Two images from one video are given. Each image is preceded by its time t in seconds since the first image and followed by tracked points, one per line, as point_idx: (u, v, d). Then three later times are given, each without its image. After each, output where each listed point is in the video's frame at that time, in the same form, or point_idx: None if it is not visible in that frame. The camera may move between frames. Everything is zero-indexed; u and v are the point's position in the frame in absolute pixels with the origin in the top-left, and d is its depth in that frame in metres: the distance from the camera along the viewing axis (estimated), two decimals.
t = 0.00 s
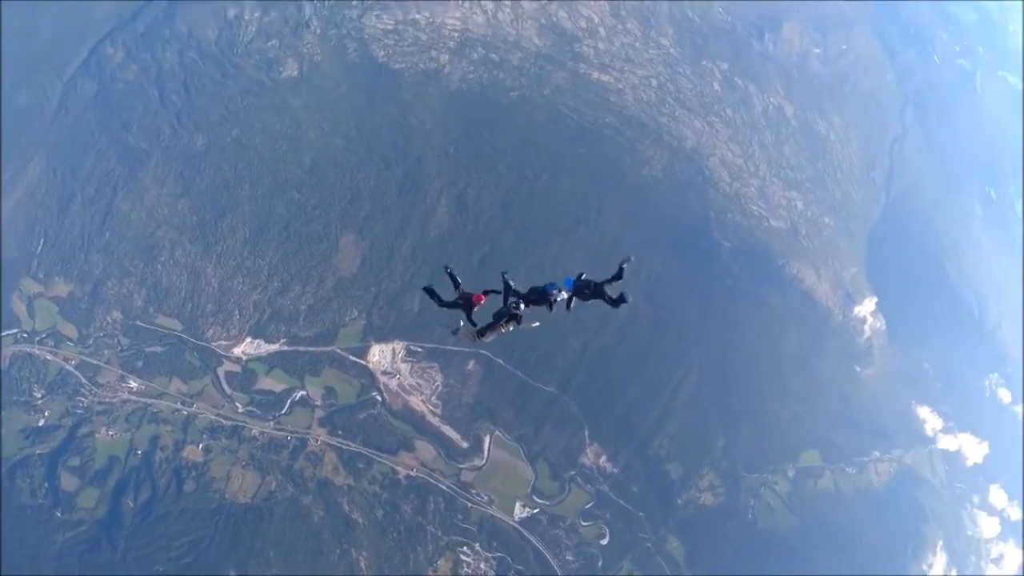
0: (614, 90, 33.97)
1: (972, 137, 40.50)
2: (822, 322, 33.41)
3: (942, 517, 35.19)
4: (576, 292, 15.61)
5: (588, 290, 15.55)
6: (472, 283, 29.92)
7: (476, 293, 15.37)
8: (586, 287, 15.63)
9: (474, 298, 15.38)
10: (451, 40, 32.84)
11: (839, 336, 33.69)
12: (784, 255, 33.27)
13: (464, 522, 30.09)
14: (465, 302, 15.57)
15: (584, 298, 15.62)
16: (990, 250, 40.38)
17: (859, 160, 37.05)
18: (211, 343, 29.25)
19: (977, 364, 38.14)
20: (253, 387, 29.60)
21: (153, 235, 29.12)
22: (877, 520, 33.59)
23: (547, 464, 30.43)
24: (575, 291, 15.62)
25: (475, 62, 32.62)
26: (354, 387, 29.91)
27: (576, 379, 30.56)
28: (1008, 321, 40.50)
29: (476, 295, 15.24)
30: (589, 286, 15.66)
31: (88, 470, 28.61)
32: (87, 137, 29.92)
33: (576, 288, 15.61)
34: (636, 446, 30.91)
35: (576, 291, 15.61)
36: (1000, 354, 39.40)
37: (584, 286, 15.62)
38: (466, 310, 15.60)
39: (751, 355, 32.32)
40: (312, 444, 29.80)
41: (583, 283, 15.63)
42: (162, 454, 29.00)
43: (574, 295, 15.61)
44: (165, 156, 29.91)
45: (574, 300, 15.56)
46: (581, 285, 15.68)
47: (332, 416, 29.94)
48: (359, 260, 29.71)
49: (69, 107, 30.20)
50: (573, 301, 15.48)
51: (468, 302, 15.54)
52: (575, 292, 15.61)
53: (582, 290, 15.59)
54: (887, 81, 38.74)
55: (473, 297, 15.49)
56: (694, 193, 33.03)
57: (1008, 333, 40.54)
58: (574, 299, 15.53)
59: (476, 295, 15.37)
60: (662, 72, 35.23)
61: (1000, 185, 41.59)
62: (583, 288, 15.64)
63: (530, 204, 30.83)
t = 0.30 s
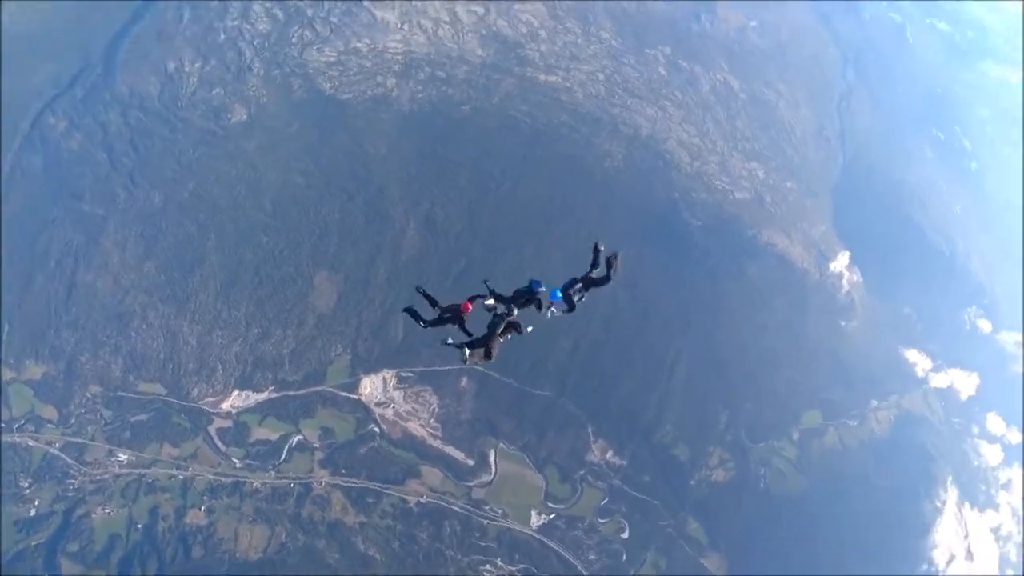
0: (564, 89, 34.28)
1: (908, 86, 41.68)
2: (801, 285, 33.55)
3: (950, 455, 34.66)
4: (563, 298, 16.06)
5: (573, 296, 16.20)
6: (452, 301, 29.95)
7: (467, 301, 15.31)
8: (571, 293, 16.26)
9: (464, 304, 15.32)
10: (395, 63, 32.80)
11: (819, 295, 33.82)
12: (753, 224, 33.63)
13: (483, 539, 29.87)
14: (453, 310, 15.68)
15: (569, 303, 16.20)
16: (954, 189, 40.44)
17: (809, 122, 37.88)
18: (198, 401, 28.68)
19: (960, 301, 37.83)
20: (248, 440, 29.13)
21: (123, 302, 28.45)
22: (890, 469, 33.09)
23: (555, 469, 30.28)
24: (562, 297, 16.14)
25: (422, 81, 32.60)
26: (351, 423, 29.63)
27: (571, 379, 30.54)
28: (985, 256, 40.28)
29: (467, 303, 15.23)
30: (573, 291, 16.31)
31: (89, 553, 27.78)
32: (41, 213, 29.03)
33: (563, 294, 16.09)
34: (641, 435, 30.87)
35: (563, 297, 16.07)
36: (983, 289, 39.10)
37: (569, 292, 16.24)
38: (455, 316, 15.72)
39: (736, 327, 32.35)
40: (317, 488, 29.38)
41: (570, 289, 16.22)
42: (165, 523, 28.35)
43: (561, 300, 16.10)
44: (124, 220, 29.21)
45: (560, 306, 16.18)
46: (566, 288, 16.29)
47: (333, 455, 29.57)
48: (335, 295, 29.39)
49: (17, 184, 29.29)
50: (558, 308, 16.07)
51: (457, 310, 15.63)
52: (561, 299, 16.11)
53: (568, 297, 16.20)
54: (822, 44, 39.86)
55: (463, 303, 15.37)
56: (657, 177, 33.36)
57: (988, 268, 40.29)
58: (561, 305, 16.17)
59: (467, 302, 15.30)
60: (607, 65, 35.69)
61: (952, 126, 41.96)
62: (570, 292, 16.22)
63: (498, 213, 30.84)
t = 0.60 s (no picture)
0: (463, 89, 34.32)
1: (782, 23, 44.16)
2: (730, 228, 34.61)
3: (898, 349, 36.84)
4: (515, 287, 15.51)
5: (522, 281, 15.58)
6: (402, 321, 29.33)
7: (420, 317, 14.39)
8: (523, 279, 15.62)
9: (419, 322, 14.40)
10: (289, 96, 31.78)
11: (749, 232, 35.01)
12: (673, 179, 34.64)
13: (491, 547, 29.84)
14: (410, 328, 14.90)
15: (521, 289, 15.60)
16: (846, 108, 42.86)
17: (702, 73, 40.00)
18: (164, 490, 27.57)
19: (875, 208, 40.13)
20: (227, 515, 28.17)
21: (56, 410, 26.71)
22: (849, 376, 34.74)
23: (544, 459, 30.59)
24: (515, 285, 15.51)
25: (321, 109, 31.73)
26: (329, 468, 29.12)
27: (538, 369, 30.72)
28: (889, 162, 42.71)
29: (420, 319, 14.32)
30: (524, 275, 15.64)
31: None
32: None
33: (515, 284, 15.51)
34: (617, 404, 31.24)
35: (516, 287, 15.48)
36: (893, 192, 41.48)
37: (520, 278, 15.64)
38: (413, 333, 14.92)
39: (680, 279, 33.09)
40: (312, 542, 28.66)
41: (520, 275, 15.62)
42: None
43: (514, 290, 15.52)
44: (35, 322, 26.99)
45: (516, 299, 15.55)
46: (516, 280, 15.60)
47: (320, 506, 29.00)
48: (282, 345, 28.49)
49: None
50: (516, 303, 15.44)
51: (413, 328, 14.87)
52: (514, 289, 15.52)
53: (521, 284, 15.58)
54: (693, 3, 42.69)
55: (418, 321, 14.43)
56: (573, 154, 33.90)
57: (895, 171, 42.56)
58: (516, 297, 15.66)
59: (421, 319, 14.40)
60: (501, 57, 36.50)
61: (831, 51, 44.47)
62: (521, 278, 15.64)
63: (428, 223, 30.50)
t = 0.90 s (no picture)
0: (419, 91, 34.05)
1: (732, 9, 44.95)
2: (695, 212, 35.04)
3: (863, 320, 37.99)
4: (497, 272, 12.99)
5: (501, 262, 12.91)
6: (374, 331, 29.10)
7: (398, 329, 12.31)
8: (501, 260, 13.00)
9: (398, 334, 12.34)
10: (242, 109, 31.07)
11: (713, 215, 35.54)
12: (635, 168, 34.92)
13: (482, 548, 29.95)
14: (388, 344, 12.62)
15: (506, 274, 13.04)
16: (796, 90, 44.01)
17: (656, 62, 40.44)
18: (143, 521, 27.08)
19: (831, 186, 41.28)
20: (210, 541, 27.76)
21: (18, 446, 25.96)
22: (819, 351, 35.62)
23: (528, 456, 30.65)
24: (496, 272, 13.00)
25: (275, 120, 31.06)
26: (312, 484, 28.79)
27: (515, 366, 30.65)
28: (841, 141, 43.95)
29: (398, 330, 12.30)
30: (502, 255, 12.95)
31: None
32: None
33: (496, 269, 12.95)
34: (596, 394, 31.38)
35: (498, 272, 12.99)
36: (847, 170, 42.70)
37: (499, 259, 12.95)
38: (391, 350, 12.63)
39: (651, 266, 33.29)
40: (301, 561, 28.50)
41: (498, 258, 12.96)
42: None
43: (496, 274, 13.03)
44: None
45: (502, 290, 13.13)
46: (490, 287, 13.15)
47: (305, 523, 28.73)
48: (253, 363, 27.76)
49: None
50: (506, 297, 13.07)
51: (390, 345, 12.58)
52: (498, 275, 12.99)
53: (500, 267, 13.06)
54: None
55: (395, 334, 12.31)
56: (534, 150, 33.95)
57: (847, 150, 43.83)
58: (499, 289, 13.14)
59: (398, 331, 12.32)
60: (455, 57, 36.35)
61: (779, 36, 45.55)
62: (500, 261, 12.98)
63: (394, 229, 30.13)
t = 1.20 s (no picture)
0: (397, 93, 33.84)
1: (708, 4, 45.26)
2: (677, 206, 35.22)
3: (845, 308, 38.41)
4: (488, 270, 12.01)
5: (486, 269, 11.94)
6: (360, 335, 28.82)
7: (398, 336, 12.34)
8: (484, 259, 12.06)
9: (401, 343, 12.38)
10: (217, 116, 30.63)
11: (694, 208, 35.73)
12: (616, 165, 35.04)
13: (477, 550, 29.81)
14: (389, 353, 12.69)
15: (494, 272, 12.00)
16: (771, 83, 44.40)
17: (634, 58, 40.58)
18: (130, 539, 26.44)
19: (809, 177, 41.66)
20: (200, 556, 27.31)
21: None
22: (804, 340, 35.91)
23: (520, 456, 30.58)
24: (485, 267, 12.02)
25: (253, 126, 30.69)
26: (303, 493, 28.63)
27: (503, 367, 30.66)
28: (818, 132, 44.40)
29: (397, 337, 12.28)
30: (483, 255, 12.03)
31: None
32: None
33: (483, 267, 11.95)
34: (585, 391, 31.37)
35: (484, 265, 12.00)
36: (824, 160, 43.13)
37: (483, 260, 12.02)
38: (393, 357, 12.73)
39: (635, 262, 33.41)
40: (293, 572, 28.12)
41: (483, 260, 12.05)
42: None
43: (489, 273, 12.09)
44: None
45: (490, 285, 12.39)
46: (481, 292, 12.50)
47: (297, 533, 28.45)
48: (238, 374, 27.56)
49: None
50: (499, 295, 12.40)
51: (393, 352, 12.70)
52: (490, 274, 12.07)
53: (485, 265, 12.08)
54: None
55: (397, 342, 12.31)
56: (515, 149, 33.88)
57: (824, 140, 44.26)
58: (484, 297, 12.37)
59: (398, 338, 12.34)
60: (432, 58, 36.20)
61: (754, 30, 45.99)
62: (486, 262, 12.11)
63: (377, 233, 29.90)
